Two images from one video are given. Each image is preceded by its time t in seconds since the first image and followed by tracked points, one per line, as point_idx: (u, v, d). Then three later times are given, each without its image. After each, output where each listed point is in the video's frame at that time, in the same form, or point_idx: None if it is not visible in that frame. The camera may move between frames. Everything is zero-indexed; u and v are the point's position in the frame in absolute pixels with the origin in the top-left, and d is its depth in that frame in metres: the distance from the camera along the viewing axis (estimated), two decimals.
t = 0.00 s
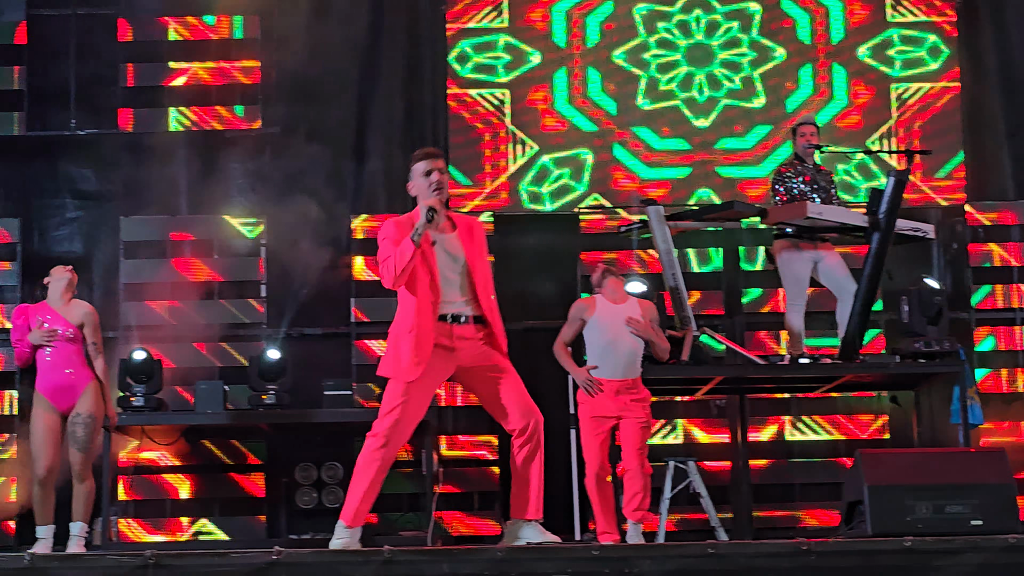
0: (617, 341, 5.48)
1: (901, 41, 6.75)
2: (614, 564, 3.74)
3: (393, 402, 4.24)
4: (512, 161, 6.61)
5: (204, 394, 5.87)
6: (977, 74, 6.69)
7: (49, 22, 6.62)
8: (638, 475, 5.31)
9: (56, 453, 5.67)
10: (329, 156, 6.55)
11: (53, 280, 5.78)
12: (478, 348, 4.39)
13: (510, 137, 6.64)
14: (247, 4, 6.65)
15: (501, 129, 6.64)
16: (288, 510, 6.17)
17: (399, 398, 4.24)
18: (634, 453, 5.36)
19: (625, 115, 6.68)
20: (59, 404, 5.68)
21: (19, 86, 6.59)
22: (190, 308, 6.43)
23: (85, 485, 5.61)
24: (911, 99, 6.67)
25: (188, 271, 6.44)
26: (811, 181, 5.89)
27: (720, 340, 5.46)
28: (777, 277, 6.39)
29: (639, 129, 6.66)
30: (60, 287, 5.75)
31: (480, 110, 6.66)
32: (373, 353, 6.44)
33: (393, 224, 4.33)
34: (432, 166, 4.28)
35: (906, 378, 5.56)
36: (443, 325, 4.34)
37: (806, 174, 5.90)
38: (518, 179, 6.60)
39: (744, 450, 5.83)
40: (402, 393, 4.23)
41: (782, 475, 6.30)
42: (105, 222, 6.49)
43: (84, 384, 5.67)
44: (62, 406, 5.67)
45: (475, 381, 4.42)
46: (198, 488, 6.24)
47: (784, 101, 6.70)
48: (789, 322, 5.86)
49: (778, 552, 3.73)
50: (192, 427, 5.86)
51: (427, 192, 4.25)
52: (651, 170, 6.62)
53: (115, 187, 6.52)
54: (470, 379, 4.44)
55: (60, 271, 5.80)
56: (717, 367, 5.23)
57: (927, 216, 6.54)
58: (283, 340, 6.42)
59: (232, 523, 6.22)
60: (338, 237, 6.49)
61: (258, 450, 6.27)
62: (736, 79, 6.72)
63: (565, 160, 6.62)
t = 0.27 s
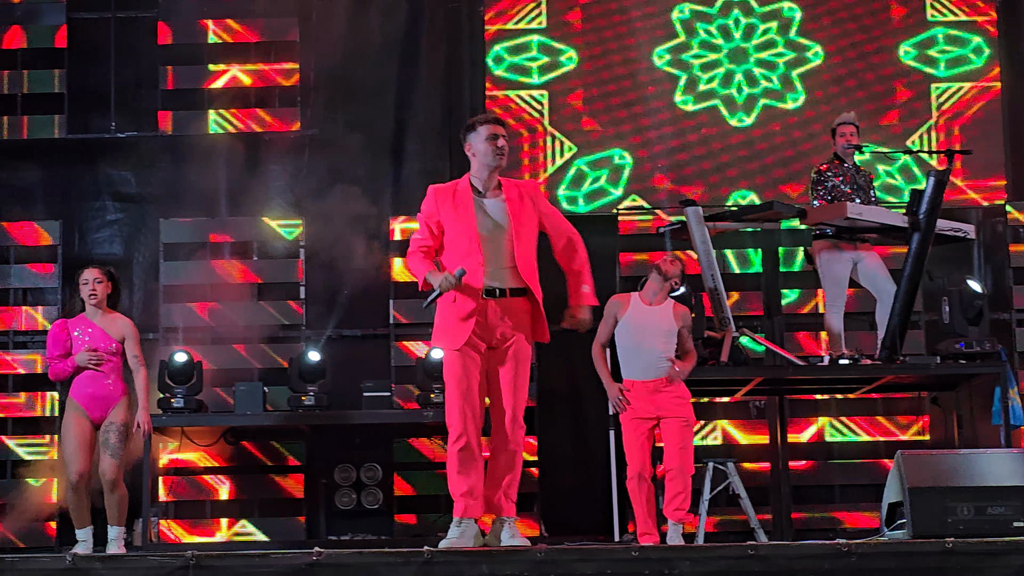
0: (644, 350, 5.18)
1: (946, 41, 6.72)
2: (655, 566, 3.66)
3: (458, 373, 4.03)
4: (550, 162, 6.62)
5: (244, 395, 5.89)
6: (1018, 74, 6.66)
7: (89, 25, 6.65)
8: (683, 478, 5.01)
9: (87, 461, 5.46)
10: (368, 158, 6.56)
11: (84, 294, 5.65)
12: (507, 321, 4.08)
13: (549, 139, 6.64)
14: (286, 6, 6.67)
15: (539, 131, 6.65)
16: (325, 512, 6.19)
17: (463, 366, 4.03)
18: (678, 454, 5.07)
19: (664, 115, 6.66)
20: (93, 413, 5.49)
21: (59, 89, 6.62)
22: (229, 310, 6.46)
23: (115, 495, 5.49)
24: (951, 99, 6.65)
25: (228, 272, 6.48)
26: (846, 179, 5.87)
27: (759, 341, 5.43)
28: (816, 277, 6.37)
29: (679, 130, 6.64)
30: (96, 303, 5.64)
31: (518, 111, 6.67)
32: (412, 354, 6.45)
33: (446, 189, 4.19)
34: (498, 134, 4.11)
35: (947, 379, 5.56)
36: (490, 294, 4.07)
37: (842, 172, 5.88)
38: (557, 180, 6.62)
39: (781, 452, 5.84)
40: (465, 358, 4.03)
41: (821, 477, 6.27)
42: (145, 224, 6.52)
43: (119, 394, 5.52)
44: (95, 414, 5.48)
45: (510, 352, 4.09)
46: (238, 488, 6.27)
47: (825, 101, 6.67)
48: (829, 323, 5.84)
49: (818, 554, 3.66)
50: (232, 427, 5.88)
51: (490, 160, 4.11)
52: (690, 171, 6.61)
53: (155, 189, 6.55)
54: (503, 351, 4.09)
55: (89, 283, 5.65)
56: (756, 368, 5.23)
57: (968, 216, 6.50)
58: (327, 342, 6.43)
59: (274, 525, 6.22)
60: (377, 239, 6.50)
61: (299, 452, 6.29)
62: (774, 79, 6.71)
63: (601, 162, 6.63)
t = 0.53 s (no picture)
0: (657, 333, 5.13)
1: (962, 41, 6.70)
2: (667, 567, 3.65)
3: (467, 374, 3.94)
4: (560, 163, 6.61)
5: (255, 396, 5.91)
6: None
7: (101, 27, 6.67)
8: (682, 467, 4.98)
9: (98, 443, 5.21)
10: (379, 159, 6.56)
11: (93, 271, 5.45)
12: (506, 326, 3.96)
13: (560, 140, 6.64)
14: (297, 7, 6.67)
15: (551, 132, 6.64)
16: (337, 511, 6.14)
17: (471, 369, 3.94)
18: (677, 442, 5.01)
19: (676, 115, 6.65)
20: (99, 393, 5.21)
21: (72, 91, 6.63)
22: (241, 311, 6.45)
23: (126, 478, 5.21)
24: (963, 99, 6.64)
25: (239, 273, 6.48)
26: (858, 180, 5.87)
27: (771, 341, 5.42)
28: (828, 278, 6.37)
29: (690, 130, 6.64)
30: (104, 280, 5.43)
31: (529, 112, 6.65)
32: (424, 354, 6.44)
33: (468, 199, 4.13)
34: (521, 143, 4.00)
35: (959, 379, 5.56)
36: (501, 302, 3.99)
37: (854, 173, 5.88)
38: (567, 181, 6.60)
39: (793, 451, 5.83)
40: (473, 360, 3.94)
41: (833, 477, 6.26)
42: (157, 226, 6.53)
43: (125, 374, 5.25)
44: (101, 395, 5.20)
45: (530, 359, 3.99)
46: (250, 490, 6.27)
47: (837, 100, 6.66)
48: (841, 324, 5.83)
49: (830, 555, 3.66)
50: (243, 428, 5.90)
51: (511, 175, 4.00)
52: (702, 171, 6.60)
53: (166, 190, 6.56)
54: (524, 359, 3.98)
55: (99, 261, 5.44)
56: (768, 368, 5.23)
57: (979, 216, 6.51)
58: (341, 343, 6.43)
59: (282, 525, 6.24)
60: (388, 240, 6.50)
61: (309, 452, 6.32)
62: (785, 79, 6.71)
63: (607, 165, 6.61)
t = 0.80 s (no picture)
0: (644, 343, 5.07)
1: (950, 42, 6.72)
2: (654, 567, 3.66)
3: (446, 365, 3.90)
4: (549, 164, 6.61)
5: (243, 397, 5.90)
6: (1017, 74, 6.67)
7: (87, 28, 6.65)
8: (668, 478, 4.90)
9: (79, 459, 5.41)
10: (366, 160, 6.56)
11: (77, 290, 5.67)
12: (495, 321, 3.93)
13: (548, 141, 6.63)
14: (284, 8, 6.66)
15: (538, 132, 6.64)
16: (326, 513, 6.16)
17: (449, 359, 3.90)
18: (664, 452, 4.92)
19: (663, 115, 6.66)
20: (90, 410, 5.46)
21: (58, 91, 6.62)
22: (228, 312, 6.44)
23: (114, 489, 5.49)
24: (950, 99, 6.65)
25: (226, 275, 6.47)
26: (846, 184, 5.87)
27: (758, 341, 5.39)
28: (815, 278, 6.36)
29: (676, 130, 6.65)
30: (88, 299, 5.64)
31: (517, 112, 6.65)
32: (412, 356, 6.43)
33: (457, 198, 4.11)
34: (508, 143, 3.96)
35: (945, 379, 5.56)
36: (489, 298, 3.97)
37: (840, 177, 5.88)
38: (555, 181, 6.59)
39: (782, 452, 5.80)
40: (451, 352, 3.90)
41: (821, 477, 6.27)
42: (144, 227, 6.53)
43: (113, 392, 5.50)
44: (90, 411, 5.45)
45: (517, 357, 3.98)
46: (237, 491, 6.26)
47: (823, 101, 6.67)
48: (828, 323, 5.85)
49: (817, 554, 3.65)
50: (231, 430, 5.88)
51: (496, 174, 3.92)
52: (689, 171, 6.60)
53: (154, 192, 6.56)
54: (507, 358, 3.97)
55: (82, 280, 5.68)
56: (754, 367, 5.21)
57: (967, 216, 6.53)
58: (329, 345, 6.43)
59: (272, 526, 6.23)
60: (376, 241, 6.51)
61: (297, 453, 6.31)
62: (770, 78, 6.72)
63: (596, 165, 6.61)
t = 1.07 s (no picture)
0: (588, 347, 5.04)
1: (925, 42, 6.75)
2: (625, 568, 3.68)
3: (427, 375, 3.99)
4: (522, 164, 6.61)
5: (215, 399, 5.89)
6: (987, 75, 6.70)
7: (56, 28, 6.62)
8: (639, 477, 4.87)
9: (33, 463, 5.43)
10: (338, 160, 6.56)
11: (30, 294, 5.66)
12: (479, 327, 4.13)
13: (520, 141, 6.63)
14: (255, 9, 6.65)
15: (511, 133, 6.64)
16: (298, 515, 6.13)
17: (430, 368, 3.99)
18: (633, 455, 4.88)
19: (634, 115, 6.68)
20: (45, 416, 5.47)
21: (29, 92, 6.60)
22: (200, 314, 6.43)
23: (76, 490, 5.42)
24: (921, 100, 6.68)
25: (197, 276, 6.45)
26: (816, 186, 5.88)
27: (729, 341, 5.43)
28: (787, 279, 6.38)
29: (649, 130, 6.66)
30: (44, 304, 5.65)
31: (489, 113, 6.64)
32: (384, 358, 6.41)
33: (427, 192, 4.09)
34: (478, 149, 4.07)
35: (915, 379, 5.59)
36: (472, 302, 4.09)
37: (811, 179, 5.89)
38: (528, 181, 6.59)
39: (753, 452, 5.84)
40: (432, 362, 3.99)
41: (792, 477, 6.28)
42: (115, 228, 6.51)
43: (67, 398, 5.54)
44: (47, 417, 5.47)
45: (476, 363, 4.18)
46: (209, 493, 6.25)
47: (795, 102, 6.69)
48: (798, 323, 5.87)
49: (787, 554, 3.68)
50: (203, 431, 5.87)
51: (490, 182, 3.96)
52: (662, 171, 6.61)
53: (125, 193, 6.54)
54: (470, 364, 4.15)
55: (37, 285, 5.66)
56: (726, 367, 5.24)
57: (937, 217, 6.51)
58: (302, 346, 6.42)
59: (246, 528, 6.21)
60: (347, 242, 6.50)
61: (270, 454, 6.31)
62: (740, 78, 6.74)
63: (567, 166, 6.60)
